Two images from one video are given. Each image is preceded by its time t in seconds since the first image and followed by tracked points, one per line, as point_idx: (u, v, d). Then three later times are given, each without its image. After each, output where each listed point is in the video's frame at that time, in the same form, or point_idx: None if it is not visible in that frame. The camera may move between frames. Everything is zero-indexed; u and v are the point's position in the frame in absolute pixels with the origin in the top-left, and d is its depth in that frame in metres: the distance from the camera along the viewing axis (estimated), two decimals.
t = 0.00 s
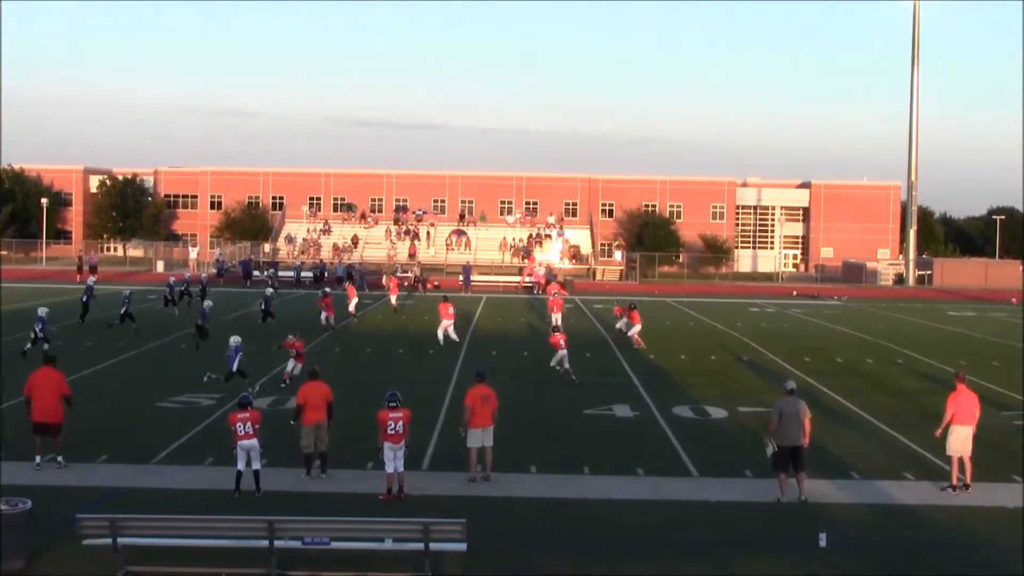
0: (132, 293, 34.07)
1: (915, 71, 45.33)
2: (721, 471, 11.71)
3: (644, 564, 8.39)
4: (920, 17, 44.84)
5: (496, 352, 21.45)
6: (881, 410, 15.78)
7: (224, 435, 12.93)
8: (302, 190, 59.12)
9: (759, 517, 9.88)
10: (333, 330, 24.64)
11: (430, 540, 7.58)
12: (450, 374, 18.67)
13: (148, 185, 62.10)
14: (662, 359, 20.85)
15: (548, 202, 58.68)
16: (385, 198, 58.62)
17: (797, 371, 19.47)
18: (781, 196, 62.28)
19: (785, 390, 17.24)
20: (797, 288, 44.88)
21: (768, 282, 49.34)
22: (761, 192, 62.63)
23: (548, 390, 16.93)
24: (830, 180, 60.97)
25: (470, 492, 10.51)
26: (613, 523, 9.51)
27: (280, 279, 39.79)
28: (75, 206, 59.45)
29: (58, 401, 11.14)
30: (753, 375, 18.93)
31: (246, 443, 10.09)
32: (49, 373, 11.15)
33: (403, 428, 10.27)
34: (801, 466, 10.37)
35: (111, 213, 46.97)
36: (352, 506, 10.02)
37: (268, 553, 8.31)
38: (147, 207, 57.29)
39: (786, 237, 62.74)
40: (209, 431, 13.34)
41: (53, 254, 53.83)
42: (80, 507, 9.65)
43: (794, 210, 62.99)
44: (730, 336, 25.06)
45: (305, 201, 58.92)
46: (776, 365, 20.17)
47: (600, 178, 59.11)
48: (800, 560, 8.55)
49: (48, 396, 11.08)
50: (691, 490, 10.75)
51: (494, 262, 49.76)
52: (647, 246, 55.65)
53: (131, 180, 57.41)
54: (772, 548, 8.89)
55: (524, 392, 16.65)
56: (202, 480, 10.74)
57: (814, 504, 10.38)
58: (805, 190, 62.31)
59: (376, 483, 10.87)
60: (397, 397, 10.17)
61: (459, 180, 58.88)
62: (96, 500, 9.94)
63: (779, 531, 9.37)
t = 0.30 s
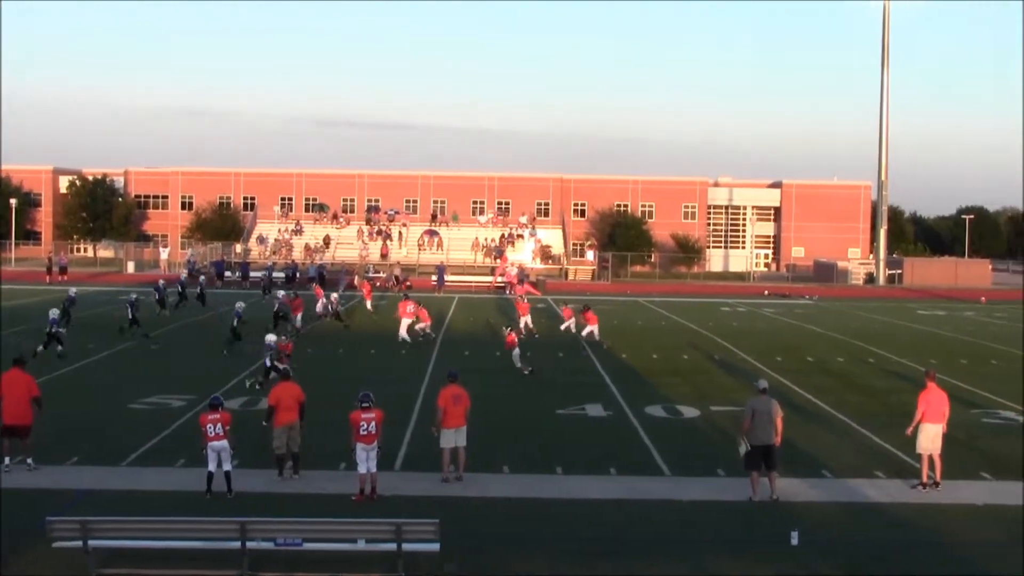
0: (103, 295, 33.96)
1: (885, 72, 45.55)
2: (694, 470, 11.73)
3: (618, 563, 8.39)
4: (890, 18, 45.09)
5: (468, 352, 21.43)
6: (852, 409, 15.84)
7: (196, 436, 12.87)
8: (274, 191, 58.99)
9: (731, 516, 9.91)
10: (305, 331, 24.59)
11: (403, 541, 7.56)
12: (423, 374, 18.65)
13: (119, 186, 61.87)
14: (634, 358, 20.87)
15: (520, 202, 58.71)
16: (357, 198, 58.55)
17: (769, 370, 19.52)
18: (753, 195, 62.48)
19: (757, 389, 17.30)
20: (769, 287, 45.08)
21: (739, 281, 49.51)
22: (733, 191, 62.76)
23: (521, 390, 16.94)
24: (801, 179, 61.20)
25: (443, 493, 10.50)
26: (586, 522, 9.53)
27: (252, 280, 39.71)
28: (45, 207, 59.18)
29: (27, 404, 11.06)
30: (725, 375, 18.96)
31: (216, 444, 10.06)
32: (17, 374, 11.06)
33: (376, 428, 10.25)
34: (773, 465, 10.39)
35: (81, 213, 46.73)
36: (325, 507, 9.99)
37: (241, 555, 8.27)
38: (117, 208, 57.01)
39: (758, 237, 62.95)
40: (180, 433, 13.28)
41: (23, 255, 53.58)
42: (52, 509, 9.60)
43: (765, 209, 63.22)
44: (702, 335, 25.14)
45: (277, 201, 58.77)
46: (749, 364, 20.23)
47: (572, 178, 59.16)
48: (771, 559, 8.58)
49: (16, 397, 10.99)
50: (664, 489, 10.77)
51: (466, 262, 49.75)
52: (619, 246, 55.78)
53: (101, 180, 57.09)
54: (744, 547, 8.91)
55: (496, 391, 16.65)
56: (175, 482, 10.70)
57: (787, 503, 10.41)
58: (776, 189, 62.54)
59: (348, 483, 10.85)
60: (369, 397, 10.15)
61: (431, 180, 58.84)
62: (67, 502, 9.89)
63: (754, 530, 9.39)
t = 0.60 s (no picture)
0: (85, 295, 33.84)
1: (867, 72, 45.64)
2: (677, 469, 11.73)
3: (603, 562, 8.39)
4: (873, 18, 45.21)
5: (451, 351, 21.41)
6: (835, 407, 15.89)
7: (178, 437, 12.84)
8: (257, 190, 58.82)
9: (714, 514, 9.93)
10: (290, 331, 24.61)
11: (387, 540, 7.55)
12: (406, 373, 18.63)
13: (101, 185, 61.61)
14: (618, 358, 20.84)
15: (504, 202, 58.66)
16: (341, 198, 58.48)
17: (753, 370, 19.52)
18: (737, 195, 62.59)
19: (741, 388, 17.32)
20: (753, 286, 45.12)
21: (723, 281, 49.61)
22: (716, 191, 62.85)
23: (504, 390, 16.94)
24: (785, 179, 61.28)
25: (426, 493, 10.49)
26: (569, 521, 9.53)
27: (235, 280, 39.59)
28: (27, 207, 58.94)
29: (7, 404, 11.03)
30: (708, 374, 18.95)
31: (198, 444, 10.04)
32: None
33: (360, 428, 10.25)
34: (756, 464, 10.40)
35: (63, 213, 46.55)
36: (307, 507, 9.98)
37: (225, 555, 8.25)
38: (100, 207, 56.76)
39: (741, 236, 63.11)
40: (163, 433, 13.24)
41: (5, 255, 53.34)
42: (34, 510, 9.57)
43: (748, 209, 63.30)
44: (686, 335, 25.11)
45: (260, 201, 58.61)
46: (732, 364, 20.26)
47: (555, 177, 59.18)
48: (755, 558, 8.58)
49: None
50: (649, 489, 10.78)
51: (450, 262, 49.74)
52: (602, 246, 55.86)
53: (83, 180, 56.85)
54: (728, 545, 8.92)
55: (480, 391, 16.64)
56: (158, 483, 10.68)
57: (770, 502, 10.42)
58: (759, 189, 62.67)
59: (331, 483, 10.84)
60: (353, 397, 10.14)
61: (415, 179, 58.77)
62: (50, 503, 9.87)
63: (738, 529, 9.40)
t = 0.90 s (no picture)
0: (65, 295, 33.70)
1: (848, 72, 45.78)
2: (659, 468, 11.73)
3: (585, 561, 8.40)
4: (854, 17, 45.36)
5: (433, 351, 21.36)
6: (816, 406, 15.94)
7: (160, 437, 12.80)
8: (239, 190, 58.70)
9: (697, 513, 9.94)
10: (272, 330, 24.56)
11: (369, 540, 7.55)
12: (388, 373, 18.59)
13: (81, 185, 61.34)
14: (601, 358, 20.82)
15: (487, 201, 58.62)
16: (324, 197, 58.42)
17: (736, 369, 19.53)
18: (719, 195, 62.74)
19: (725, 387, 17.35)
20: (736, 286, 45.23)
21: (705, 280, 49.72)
22: (698, 190, 62.99)
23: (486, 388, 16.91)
24: (767, 178, 61.42)
25: (409, 492, 10.48)
26: (552, 520, 9.53)
27: (217, 279, 39.47)
28: (8, 207, 58.66)
29: None
30: (691, 373, 18.93)
31: (177, 444, 10.02)
32: None
33: (342, 428, 10.24)
34: (739, 462, 10.42)
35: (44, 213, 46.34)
36: (289, 507, 9.94)
37: (206, 556, 8.23)
38: (80, 207, 56.48)
39: (723, 235, 63.28)
40: (145, 434, 13.20)
41: None
42: (14, 511, 9.53)
43: (729, 207, 63.44)
44: (668, 334, 25.10)
45: (242, 201, 58.44)
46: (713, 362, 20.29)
47: (538, 176, 59.23)
48: (737, 556, 8.60)
49: None
50: (631, 488, 10.78)
51: (432, 262, 49.73)
52: (585, 245, 55.93)
53: (64, 180, 56.62)
54: (710, 544, 8.93)
55: (462, 391, 16.63)
56: (139, 483, 10.65)
57: (753, 500, 10.44)
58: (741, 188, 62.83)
59: (314, 483, 10.81)
60: (335, 397, 10.14)
61: (397, 178, 58.71)
62: (30, 504, 9.83)
63: (720, 528, 9.41)
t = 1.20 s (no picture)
0: (41, 295, 33.52)
1: (825, 71, 45.92)
2: (638, 467, 11.74)
3: (565, 560, 8.38)
4: (830, 17, 45.48)
5: (411, 350, 21.30)
6: (794, 404, 15.98)
7: (137, 438, 12.76)
8: (216, 190, 58.52)
9: (675, 512, 9.94)
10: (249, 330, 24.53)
11: (348, 540, 7.53)
12: (367, 373, 18.56)
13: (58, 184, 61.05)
14: (580, 357, 20.78)
15: (465, 201, 58.62)
16: (301, 197, 58.29)
17: (714, 368, 19.52)
18: (697, 194, 62.84)
19: (704, 386, 17.39)
20: (713, 285, 45.33)
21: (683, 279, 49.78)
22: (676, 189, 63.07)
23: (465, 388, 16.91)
24: (745, 177, 61.52)
25: (388, 492, 10.46)
26: (529, 519, 9.52)
27: (195, 280, 39.32)
28: None
29: None
30: (670, 372, 18.91)
31: (157, 445, 9.98)
32: None
33: (320, 427, 10.22)
34: (717, 461, 10.43)
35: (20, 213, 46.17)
36: (269, 508, 9.91)
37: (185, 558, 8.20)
38: (57, 208, 56.22)
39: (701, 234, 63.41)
40: (123, 435, 13.15)
41: None
42: None
43: (707, 207, 63.55)
44: (646, 334, 25.06)
45: (220, 201, 58.30)
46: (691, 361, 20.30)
47: (516, 176, 59.24)
48: (717, 555, 8.60)
49: None
50: (609, 487, 10.78)
51: (411, 261, 49.66)
52: (563, 244, 55.96)
53: (40, 179, 56.35)
54: (688, 542, 8.93)
55: (440, 391, 16.60)
56: (117, 484, 10.61)
57: (731, 499, 10.45)
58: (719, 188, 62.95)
59: (292, 483, 10.78)
60: (313, 397, 10.11)
61: (375, 178, 58.63)
62: (8, 505, 9.78)
63: (699, 527, 9.42)
